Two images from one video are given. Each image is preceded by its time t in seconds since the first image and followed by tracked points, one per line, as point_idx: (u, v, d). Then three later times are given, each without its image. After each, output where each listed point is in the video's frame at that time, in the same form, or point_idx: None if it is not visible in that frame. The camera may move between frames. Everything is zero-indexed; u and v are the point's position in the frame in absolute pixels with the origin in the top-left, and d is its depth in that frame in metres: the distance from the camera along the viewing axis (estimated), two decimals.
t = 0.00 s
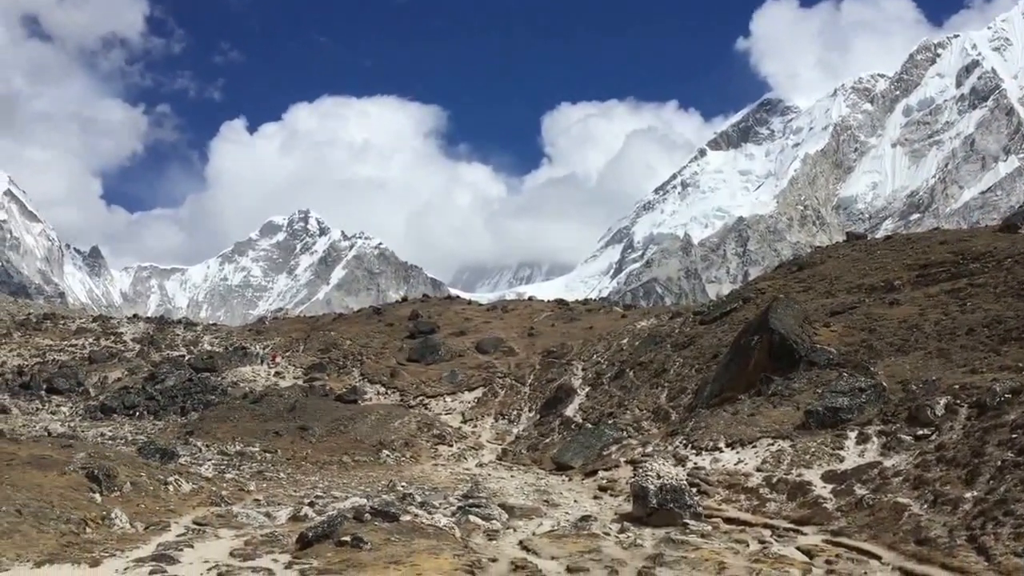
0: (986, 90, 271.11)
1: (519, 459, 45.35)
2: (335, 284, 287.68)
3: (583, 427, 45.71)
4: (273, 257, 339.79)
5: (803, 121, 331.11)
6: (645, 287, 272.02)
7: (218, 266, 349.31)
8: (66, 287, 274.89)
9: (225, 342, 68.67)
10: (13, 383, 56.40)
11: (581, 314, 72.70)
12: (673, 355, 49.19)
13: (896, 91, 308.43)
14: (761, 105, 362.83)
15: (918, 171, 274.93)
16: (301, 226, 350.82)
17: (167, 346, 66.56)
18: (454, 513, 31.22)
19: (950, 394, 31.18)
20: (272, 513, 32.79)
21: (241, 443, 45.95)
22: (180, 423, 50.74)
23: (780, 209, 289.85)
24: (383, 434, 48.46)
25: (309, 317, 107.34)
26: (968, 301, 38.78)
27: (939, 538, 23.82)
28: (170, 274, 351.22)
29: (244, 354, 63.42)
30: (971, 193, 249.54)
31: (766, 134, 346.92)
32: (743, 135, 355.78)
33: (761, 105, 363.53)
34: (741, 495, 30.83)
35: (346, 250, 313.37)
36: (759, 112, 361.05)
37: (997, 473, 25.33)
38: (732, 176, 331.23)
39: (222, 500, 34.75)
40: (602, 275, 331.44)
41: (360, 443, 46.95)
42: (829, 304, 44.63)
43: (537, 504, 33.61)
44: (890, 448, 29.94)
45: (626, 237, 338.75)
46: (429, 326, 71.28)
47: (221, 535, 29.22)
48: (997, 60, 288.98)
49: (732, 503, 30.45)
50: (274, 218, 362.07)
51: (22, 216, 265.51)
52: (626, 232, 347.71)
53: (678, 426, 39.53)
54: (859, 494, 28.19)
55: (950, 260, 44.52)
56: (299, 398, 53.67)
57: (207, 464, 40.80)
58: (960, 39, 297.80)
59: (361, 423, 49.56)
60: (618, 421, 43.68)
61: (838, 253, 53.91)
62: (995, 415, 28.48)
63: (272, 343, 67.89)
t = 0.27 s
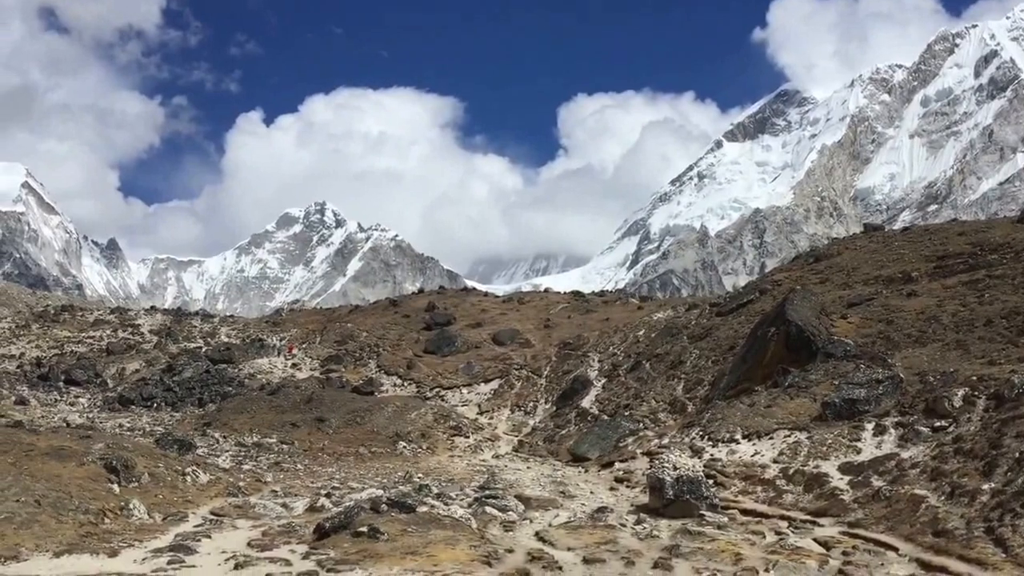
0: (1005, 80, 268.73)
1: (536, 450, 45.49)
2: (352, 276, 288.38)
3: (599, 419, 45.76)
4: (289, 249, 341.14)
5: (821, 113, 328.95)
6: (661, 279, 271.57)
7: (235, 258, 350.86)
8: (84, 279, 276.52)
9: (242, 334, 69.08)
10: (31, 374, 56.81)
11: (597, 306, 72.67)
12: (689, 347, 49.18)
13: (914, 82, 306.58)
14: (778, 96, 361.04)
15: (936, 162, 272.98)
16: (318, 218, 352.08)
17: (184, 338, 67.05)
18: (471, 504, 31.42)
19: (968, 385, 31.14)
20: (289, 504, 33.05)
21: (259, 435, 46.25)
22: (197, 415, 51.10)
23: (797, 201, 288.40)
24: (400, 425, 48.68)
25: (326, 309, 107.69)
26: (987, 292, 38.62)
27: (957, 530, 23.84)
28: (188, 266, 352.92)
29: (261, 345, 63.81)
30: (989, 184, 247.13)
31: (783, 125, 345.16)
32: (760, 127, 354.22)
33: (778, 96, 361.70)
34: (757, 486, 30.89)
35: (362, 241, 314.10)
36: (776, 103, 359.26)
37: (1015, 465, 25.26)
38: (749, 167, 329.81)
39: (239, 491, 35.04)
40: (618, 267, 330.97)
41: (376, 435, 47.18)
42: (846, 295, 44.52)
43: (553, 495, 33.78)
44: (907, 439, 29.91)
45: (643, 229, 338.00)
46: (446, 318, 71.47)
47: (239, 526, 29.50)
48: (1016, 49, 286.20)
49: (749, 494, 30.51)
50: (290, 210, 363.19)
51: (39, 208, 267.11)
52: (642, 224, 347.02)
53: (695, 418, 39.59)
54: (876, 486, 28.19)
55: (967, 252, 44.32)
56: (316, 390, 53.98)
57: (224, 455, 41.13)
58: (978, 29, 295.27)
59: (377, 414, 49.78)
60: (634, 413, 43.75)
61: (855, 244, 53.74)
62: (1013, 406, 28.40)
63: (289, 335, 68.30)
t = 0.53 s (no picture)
0: None
1: (552, 443, 45.61)
2: (368, 270, 289.19)
3: (615, 412, 45.85)
4: (306, 243, 342.34)
5: (838, 106, 325.99)
6: (677, 273, 271.53)
7: (251, 252, 352.35)
8: (101, 273, 278.35)
9: (259, 327, 69.45)
10: (50, 367, 57.31)
11: (614, 300, 72.72)
12: (706, 340, 49.14)
13: (933, 75, 305.25)
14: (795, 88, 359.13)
15: (954, 155, 270.99)
16: (334, 212, 353.14)
17: (201, 331, 67.47)
18: (487, 497, 31.56)
19: (986, 379, 31.03)
20: (306, 497, 33.28)
21: (276, 428, 46.55)
22: (215, 408, 51.49)
23: (814, 194, 286.89)
24: (416, 418, 48.91)
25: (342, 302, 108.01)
26: (1005, 285, 38.41)
27: (974, 523, 23.80)
28: (205, 260, 354.64)
29: (278, 339, 64.18)
30: (1006, 177, 243.54)
31: (800, 118, 343.34)
32: (777, 119, 352.59)
33: (795, 89, 359.71)
34: (774, 480, 30.92)
35: (379, 235, 314.87)
36: (793, 96, 357.29)
37: None
38: (765, 160, 328.11)
39: (257, 484, 35.34)
40: (634, 260, 330.43)
41: (392, 428, 47.42)
42: (863, 288, 44.41)
43: (569, 488, 33.91)
44: (925, 433, 29.86)
45: (659, 222, 337.24)
46: (462, 311, 71.60)
47: (256, 518, 29.73)
48: None
49: (766, 487, 30.55)
50: (306, 204, 364.44)
51: (57, 202, 268.96)
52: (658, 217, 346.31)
53: (712, 411, 39.62)
54: (894, 480, 28.17)
55: (986, 245, 44.05)
56: (332, 383, 54.30)
57: (241, 448, 41.41)
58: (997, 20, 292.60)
59: (394, 407, 50.03)
60: (651, 406, 43.81)
61: (873, 238, 53.48)
62: None
63: (306, 329, 68.64)
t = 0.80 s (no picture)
0: None
1: (569, 438, 45.73)
2: (385, 265, 289.85)
3: (632, 407, 45.91)
4: (322, 238, 343.49)
5: (856, 100, 324.51)
6: (694, 268, 270.65)
7: (268, 247, 353.70)
8: (119, 268, 279.99)
9: (276, 323, 69.82)
10: (68, 362, 57.80)
11: (630, 295, 72.74)
12: (723, 335, 49.11)
13: (951, 68, 303.18)
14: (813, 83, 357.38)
15: (973, 149, 269.12)
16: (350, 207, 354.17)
17: (219, 326, 67.90)
18: (504, 492, 31.70)
19: (1005, 373, 30.96)
20: (324, 492, 33.50)
21: (294, 422, 46.83)
22: (233, 403, 51.82)
23: (831, 188, 285.43)
24: (433, 413, 49.11)
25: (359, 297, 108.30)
26: None
27: (991, 519, 23.72)
28: (222, 255, 356.16)
29: (295, 334, 64.54)
30: None
31: (818, 112, 341.60)
32: (794, 113, 351.01)
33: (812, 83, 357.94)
34: (792, 475, 30.91)
35: (395, 230, 315.61)
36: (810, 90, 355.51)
37: None
38: (783, 154, 326.83)
39: (275, 478, 35.64)
40: (651, 255, 329.82)
41: (410, 422, 47.63)
42: (881, 283, 44.30)
43: (586, 483, 34.01)
44: (943, 428, 29.79)
45: (675, 217, 336.43)
46: (479, 306, 71.75)
47: (274, 513, 29.97)
48: None
49: (783, 482, 30.58)
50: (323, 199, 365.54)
51: (75, 197, 270.75)
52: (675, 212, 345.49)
53: (729, 406, 39.62)
54: (912, 474, 28.14)
55: (1005, 239, 43.83)
56: (349, 378, 54.60)
57: (260, 443, 41.71)
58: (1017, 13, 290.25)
59: (411, 402, 50.24)
60: (668, 401, 43.84)
61: (890, 232, 53.30)
62: None
63: (323, 323, 68.96)
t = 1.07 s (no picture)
0: None
1: (587, 434, 45.71)
2: (402, 262, 290.39)
3: (650, 403, 45.84)
4: (340, 235, 344.46)
5: (875, 95, 322.06)
6: (712, 264, 269.74)
7: (286, 245, 354.97)
8: (139, 265, 281.68)
9: (294, 319, 70.09)
10: (89, 359, 58.22)
11: (647, 291, 72.63)
12: (741, 331, 48.97)
13: (970, 63, 302.14)
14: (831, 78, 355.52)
15: (993, 144, 267.01)
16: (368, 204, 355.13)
17: (237, 323, 68.25)
18: (522, 488, 31.71)
19: None
20: (342, 488, 33.63)
21: (312, 419, 47.02)
22: (251, 399, 52.06)
23: (850, 183, 283.83)
24: (451, 410, 49.23)
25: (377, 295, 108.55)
26: None
27: (1012, 515, 23.50)
28: (240, 253, 357.65)
29: (314, 331, 64.82)
30: None
31: (836, 107, 339.71)
32: (812, 109, 349.29)
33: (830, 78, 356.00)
34: (810, 471, 30.81)
35: (413, 227, 316.19)
36: (828, 85, 353.51)
37: None
38: (801, 150, 325.12)
39: (293, 474, 35.84)
40: (669, 252, 329.04)
41: (427, 419, 47.74)
42: (900, 279, 44.08)
43: (604, 480, 34.00)
44: (962, 424, 29.60)
45: (693, 214, 335.50)
46: (496, 303, 71.78)
47: (292, 509, 30.14)
48: None
49: (802, 479, 30.49)
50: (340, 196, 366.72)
51: (95, 196, 272.65)
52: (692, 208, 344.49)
53: (747, 402, 39.52)
54: (931, 471, 27.99)
55: None
56: (367, 374, 54.80)
57: (279, 439, 41.92)
58: None
59: (428, 399, 50.34)
60: (685, 397, 43.78)
61: (909, 228, 53.01)
62: None
63: (341, 320, 69.19)
